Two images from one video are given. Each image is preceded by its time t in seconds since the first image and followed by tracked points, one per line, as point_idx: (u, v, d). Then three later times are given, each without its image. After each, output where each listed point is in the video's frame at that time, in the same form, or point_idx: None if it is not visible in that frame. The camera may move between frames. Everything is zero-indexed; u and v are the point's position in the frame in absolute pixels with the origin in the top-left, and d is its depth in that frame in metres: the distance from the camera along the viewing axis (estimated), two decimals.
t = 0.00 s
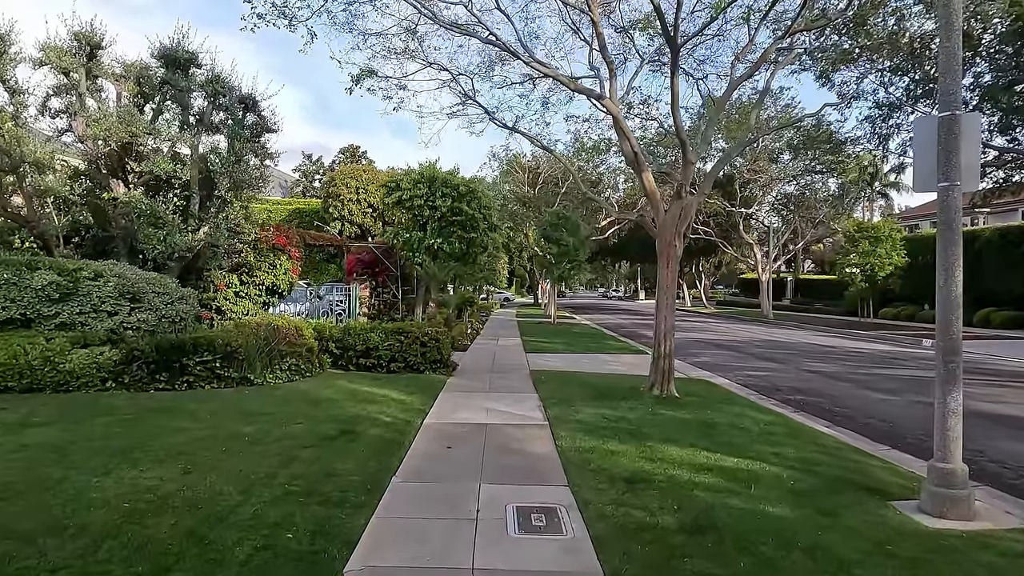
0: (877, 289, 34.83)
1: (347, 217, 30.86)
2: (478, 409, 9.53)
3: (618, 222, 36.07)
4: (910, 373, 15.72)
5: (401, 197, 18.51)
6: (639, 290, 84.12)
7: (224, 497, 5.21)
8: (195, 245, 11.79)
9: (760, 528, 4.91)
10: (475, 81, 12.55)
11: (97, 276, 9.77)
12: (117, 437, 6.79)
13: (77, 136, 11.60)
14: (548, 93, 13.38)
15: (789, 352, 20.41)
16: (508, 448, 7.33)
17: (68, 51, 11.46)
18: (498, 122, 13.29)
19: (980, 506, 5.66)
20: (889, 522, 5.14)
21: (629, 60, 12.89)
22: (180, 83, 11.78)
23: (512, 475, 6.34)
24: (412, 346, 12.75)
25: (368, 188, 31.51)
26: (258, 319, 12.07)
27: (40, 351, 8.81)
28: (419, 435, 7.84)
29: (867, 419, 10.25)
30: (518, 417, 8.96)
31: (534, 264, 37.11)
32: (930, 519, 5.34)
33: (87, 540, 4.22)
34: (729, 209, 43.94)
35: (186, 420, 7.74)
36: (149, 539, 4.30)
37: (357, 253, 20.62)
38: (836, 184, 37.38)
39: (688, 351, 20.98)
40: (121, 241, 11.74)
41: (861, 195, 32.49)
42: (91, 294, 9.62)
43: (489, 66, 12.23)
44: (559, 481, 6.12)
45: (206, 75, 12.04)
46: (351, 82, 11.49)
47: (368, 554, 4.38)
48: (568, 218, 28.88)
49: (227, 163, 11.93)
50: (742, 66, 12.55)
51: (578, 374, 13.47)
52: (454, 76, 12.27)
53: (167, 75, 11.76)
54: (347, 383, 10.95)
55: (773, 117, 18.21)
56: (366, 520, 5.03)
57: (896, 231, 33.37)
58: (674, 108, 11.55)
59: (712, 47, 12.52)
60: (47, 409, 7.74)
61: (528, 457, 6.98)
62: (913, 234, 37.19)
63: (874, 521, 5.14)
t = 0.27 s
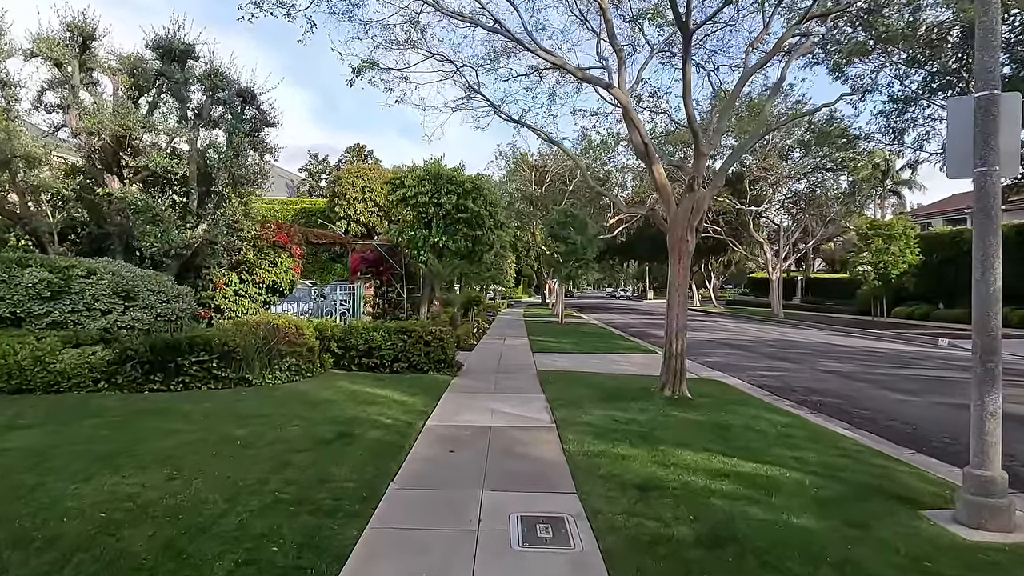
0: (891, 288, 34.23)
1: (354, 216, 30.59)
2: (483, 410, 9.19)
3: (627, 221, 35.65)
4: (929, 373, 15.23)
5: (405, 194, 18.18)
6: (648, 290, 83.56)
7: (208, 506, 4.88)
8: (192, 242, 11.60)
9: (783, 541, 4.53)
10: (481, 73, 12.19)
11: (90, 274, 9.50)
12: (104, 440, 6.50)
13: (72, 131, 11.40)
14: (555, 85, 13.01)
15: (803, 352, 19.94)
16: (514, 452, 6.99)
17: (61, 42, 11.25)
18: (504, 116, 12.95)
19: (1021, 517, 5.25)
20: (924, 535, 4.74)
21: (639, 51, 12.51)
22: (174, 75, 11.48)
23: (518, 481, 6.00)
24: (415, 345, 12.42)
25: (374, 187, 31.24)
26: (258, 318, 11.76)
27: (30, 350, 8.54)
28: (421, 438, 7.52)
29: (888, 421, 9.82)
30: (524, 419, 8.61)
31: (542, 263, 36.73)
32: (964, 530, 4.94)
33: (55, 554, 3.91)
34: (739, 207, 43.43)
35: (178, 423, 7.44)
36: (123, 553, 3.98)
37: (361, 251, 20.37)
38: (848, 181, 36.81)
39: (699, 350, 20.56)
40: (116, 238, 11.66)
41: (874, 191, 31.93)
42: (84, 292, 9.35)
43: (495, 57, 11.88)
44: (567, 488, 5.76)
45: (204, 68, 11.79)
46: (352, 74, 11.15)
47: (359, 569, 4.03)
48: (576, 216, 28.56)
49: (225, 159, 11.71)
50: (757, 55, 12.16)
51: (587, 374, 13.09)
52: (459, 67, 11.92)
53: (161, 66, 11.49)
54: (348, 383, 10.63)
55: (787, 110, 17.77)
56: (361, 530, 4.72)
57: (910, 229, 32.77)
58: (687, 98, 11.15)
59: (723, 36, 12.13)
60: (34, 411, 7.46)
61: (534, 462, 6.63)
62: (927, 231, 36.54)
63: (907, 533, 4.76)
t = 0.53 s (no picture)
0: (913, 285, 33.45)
1: (366, 213, 30.38)
2: (493, 414, 8.86)
3: (642, 218, 35.15)
4: (957, 374, 14.68)
5: (416, 190, 17.89)
6: (663, 287, 82.81)
7: (198, 521, 4.60)
8: (198, 241, 11.40)
9: (815, 565, 4.15)
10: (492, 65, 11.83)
11: (91, 274, 9.34)
12: (97, 447, 6.25)
13: (74, 126, 11.23)
14: (568, 77, 12.63)
15: (824, 351, 19.41)
16: (525, 460, 6.67)
17: (61, 37, 11.03)
18: (515, 109, 12.59)
19: None
20: (968, 557, 4.32)
21: (654, 41, 12.10)
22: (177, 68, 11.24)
23: (529, 492, 5.66)
24: (424, 345, 12.13)
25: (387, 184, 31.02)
26: (266, 318, 11.51)
27: (28, 352, 8.33)
28: (429, 444, 7.21)
29: (918, 425, 9.35)
30: (535, 423, 8.27)
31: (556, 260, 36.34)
32: (1009, 549, 4.49)
33: None
34: (756, 202, 42.73)
35: (176, 428, 7.19)
36: None
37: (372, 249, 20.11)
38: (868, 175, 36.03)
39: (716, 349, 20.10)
40: (119, 236, 11.62)
41: (896, 186, 31.18)
42: (85, 292, 9.18)
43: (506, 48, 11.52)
44: (580, 500, 5.41)
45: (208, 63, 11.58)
46: (358, 66, 10.83)
47: None
48: (590, 213, 28.12)
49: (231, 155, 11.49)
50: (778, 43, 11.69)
51: (601, 375, 12.73)
52: (469, 59, 11.57)
53: (163, 59, 11.30)
54: (355, 385, 10.36)
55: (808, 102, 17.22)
56: (358, 548, 4.41)
57: (933, 224, 31.92)
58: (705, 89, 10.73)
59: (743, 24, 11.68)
60: (29, 415, 7.24)
61: (545, 470, 6.29)
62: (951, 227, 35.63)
63: (951, 554, 4.35)
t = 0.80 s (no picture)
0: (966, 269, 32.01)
1: (400, 198, 30.26)
2: (525, 401, 8.58)
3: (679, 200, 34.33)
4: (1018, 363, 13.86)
5: (448, 173, 17.61)
6: (700, 272, 81.36)
7: (217, 513, 4.41)
8: (229, 225, 11.57)
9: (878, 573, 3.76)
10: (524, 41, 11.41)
11: (122, 258, 9.36)
12: (123, 432, 6.15)
13: (104, 110, 11.14)
14: (604, 52, 12.14)
15: (872, 337, 18.61)
16: (558, 450, 6.37)
17: (89, 18, 10.94)
18: (549, 87, 12.17)
19: None
20: None
21: (695, 12, 11.52)
22: (206, 50, 11.33)
23: (562, 485, 5.37)
24: (456, 330, 11.90)
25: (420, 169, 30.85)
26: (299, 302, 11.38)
27: (61, 336, 8.34)
28: (458, 432, 6.97)
29: (979, 417, 8.76)
30: (569, 412, 7.96)
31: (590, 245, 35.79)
32: None
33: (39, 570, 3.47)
34: (799, 184, 41.40)
35: (204, 413, 7.08)
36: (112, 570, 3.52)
37: (405, 233, 19.94)
38: (918, 154, 34.51)
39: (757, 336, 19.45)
40: (151, 220, 11.65)
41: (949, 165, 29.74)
42: (117, 276, 9.20)
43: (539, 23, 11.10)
44: (616, 495, 5.10)
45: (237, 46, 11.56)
46: (387, 44, 10.54)
47: None
48: (626, 195, 27.50)
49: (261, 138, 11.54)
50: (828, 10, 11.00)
51: (637, 361, 12.34)
52: (500, 34, 11.18)
53: (192, 41, 11.38)
54: (385, 370, 10.18)
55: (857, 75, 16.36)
56: (381, 545, 4.16)
57: (988, 204, 30.29)
58: (750, 61, 10.16)
59: None
60: (60, 399, 7.21)
61: (579, 462, 5.99)
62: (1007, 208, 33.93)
63: None
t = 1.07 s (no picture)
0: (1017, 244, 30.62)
1: (429, 173, 30.01)
2: (554, 381, 8.32)
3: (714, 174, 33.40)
4: None
5: (476, 147, 17.26)
6: (734, 248, 79.80)
7: (233, 497, 4.26)
8: (255, 200, 11.51)
9: None
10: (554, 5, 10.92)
11: (146, 233, 9.48)
12: (145, 411, 6.06)
13: (126, 83, 11.19)
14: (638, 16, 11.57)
15: (917, 315, 17.86)
16: (587, 432, 6.11)
17: None
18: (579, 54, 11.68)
19: None
20: None
21: None
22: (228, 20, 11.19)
23: (592, 471, 5.11)
24: (483, 307, 11.67)
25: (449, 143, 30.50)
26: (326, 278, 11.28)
27: (88, 312, 8.35)
28: (484, 412, 6.75)
29: None
30: (599, 392, 7.68)
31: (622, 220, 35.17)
32: None
33: (48, 556, 3.34)
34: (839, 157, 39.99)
35: (228, 391, 6.97)
36: (122, 557, 3.38)
37: (433, 209, 19.73)
38: (967, 124, 32.94)
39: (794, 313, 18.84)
40: (177, 195, 11.61)
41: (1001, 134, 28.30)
42: (142, 251, 9.31)
43: None
44: (649, 483, 4.82)
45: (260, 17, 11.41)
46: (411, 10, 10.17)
47: None
48: (659, 169, 26.81)
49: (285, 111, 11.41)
50: None
51: (670, 340, 11.97)
52: None
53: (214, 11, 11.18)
54: (412, 347, 10.00)
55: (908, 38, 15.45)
56: (401, 534, 3.96)
57: None
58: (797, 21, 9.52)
59: None
60: (86, 376, 7.17)
61: (610, 446, 5.72)
62: None
63: None
